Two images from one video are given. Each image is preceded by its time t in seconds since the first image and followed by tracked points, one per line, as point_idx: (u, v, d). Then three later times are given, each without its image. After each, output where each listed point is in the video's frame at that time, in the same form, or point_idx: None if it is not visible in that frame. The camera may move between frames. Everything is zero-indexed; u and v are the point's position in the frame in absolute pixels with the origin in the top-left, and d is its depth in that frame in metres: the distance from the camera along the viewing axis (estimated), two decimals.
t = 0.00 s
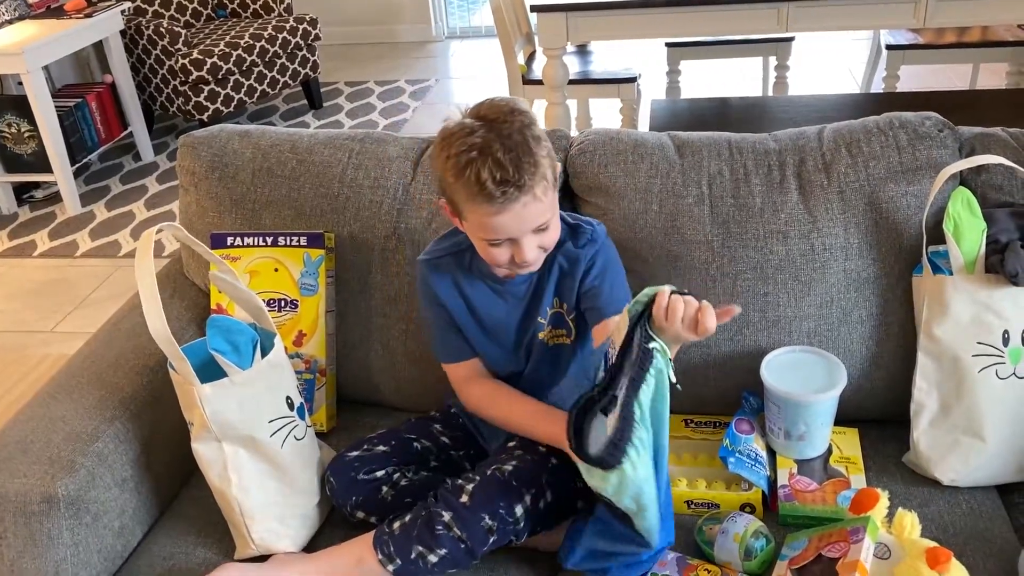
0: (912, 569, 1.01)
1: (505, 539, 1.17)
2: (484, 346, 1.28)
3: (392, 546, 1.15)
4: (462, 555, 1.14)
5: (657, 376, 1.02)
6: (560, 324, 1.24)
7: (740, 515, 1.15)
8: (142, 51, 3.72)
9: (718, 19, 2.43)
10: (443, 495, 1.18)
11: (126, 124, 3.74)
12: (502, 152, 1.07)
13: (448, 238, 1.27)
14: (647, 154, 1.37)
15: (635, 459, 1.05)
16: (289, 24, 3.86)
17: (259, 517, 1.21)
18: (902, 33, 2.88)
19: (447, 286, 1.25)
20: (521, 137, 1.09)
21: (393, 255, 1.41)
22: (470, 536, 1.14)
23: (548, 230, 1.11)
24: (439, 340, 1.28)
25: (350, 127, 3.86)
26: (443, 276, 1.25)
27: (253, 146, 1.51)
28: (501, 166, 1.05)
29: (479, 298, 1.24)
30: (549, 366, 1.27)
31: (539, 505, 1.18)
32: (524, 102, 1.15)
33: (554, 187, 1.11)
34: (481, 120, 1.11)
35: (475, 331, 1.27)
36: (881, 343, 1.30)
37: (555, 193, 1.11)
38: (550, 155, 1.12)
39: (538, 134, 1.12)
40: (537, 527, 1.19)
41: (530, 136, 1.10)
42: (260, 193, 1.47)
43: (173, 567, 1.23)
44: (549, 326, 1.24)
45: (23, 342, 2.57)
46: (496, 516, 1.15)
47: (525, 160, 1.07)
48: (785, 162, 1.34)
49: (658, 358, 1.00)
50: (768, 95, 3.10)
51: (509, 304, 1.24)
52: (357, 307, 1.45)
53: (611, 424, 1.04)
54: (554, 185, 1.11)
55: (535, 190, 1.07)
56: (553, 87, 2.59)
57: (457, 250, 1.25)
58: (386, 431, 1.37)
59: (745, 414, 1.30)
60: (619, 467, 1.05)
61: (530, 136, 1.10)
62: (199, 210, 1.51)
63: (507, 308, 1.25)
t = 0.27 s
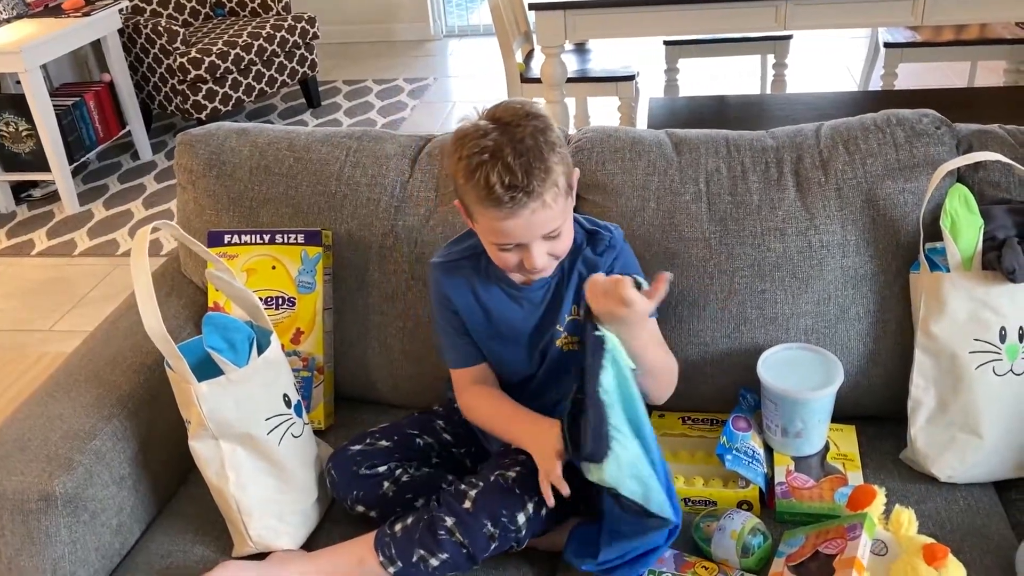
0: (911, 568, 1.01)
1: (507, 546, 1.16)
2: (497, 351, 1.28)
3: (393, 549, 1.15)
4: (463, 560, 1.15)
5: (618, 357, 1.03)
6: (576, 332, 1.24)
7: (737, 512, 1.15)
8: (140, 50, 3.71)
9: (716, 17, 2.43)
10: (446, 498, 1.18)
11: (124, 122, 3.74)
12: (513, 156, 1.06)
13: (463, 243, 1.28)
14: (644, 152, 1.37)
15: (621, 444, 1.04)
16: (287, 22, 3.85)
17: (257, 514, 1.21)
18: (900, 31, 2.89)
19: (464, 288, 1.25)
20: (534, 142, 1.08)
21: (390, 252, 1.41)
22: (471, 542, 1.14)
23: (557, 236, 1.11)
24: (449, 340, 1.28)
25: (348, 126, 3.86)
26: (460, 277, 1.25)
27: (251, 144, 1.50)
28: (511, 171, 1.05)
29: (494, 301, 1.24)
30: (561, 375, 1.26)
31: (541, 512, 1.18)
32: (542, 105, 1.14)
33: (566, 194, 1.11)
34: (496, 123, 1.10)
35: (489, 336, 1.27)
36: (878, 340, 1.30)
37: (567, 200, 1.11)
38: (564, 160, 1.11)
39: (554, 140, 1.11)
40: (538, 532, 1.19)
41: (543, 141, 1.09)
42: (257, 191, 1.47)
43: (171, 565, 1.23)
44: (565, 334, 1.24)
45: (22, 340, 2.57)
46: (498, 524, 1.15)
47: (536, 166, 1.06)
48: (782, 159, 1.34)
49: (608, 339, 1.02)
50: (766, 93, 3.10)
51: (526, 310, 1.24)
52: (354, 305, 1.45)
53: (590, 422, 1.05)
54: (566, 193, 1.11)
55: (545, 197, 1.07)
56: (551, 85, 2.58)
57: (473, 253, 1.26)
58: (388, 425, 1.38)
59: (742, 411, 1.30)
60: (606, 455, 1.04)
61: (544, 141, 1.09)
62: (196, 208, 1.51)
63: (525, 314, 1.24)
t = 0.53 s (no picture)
0: (907, 565, 1.02)
1: (504, 545, 1.17)
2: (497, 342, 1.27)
3: (392, 547, 1.15)
4: (462, 558, 1.15)
5: (584, 357, 1.06)
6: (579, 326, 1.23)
7: (735, 510, 1.15)
8: (138, 48, 3.71)
9: (714, 15, 2.43)
10: (444, 496, 1.19)
11: (123, 121, 3.73)
12: (515, 139, 1.07)
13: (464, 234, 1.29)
14: (643, 150, 1.37)
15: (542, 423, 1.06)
16: (285, 21, 3.85)
17: (256, 513, 1.21)
18: (898, 29, 2.89)
19: (462, 277, 1.25)
20: (538, 128, 1.09)
21: (389, 251, 1.42)
22: (470, 541, 1.15)
23: (556, 224, 1.10)
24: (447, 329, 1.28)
25: (347, 124, 3.86)
26: (461, 266, 1.26)
27: (249, 143, 1.50)
28: (511, 153, 1.06)
29: (495, 290, 1.24)
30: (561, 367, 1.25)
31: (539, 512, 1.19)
32: (552, 94, 1.15)
33: (567, 182, 1.11)
34: (502, 106, 1.12)
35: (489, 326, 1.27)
36: (876, 338, 1.30)
37: (568, 188, 1.11)
38: (568, 149, 1.12)
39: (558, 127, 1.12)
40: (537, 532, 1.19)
41: (547, 128, 1.10)
42: (256, 190, 1.47)
43: (170, 564, 1.23)
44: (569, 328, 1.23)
45: (21, 339, 2.57)
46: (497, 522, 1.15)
47: (536, 150, 1.07)
48: (780, 158, 1.34)
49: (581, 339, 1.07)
50: (765, 91, 3.10)
51: (528, 301, 1.23)
52: (353, 303, 1.45)
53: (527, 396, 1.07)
54: (568, 180, 1.11)
55: (546, 182, 1.07)
56: (550, 83, 2.58)
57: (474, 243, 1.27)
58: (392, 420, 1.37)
59: (739, 410, 1.30)
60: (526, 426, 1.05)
61: (548, 127, 1.10)
62: (195, 207, 1.51)
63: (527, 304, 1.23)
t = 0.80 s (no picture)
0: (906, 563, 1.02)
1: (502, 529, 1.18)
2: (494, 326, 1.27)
3: (389, 534, 1.16)
4: (459, 539, 1.17)
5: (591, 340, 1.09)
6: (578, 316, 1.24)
7: (735, 509, 1.16)
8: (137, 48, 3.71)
9: (712, 14, 2.43)
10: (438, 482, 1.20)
11: (122, 121, 3.73)
12: (505, 119, 1.10)
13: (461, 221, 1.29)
14: (643, 149, 1.37)
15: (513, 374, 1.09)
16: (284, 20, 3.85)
17: (255, 511, 1.21)
18: (897, 29, 2.89)
19: (459, 259, 1.25)
20: (529, 111, 1.12)
21: (390, 251, 1.42)
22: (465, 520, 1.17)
23: (542, 205, 1.12)
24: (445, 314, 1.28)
25: (346, 124, 3.86)
26: (459, 250, 1.25)
27: (249, 143, 1.50)
28: (499, 130, 1.09)
29: (494, 275, 1.24)
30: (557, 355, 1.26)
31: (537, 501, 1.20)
32: (548, 83, 1.18)
33: (556, 167, 1.12)
34: (497, 90, 1.15)
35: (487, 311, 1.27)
36: (876, 337, 1.30)
37: (557, 173, 1.13)
38: (559, 135, 1.14)
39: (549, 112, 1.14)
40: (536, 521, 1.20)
41: (538, 112, 1.12)
42: (256, 189, 1.47)
43: (170, 563, 1.23)
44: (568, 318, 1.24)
45: (20, 339, 2.57)
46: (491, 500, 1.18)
47: (523, 130, 1.09)
48: (779, 157, 1.34)
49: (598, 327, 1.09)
50: (764, 91, 3.10)
51: (520, 283, 1.24)
52: (353, 303, 1.45)
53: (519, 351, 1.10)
54: (557, 165, 1.13)
55: (533, 161, 1.09)
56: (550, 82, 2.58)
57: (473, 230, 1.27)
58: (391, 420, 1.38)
59: (739, 409, 1.30)
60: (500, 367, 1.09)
61: (538, 111, 1.12)
62: (195, 207, 1.51)
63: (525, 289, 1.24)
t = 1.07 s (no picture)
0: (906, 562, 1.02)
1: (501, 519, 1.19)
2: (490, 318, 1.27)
3: (386, 526, 1.17)
4: (456, 530, 1.18)
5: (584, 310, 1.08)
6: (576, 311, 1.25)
7: (735, 508, 1.16)
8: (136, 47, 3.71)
9: (711, 14, 2.44)
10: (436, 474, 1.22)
11: (121, 120, 3.73)
12: (495, 102, 1.11)
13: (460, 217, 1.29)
14: (643, 148, 1.37)
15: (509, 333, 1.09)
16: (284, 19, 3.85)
17: (255, 510, 1.21)
18: (896, 29, 2.89)
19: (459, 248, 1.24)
20: (520, 97, 1.13)
21: (390, 250, 1.42)
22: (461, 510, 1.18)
23: (532, 188, 1.12)
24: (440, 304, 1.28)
25: (345, 123, 3.86)
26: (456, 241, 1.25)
27: (250, 142, 1.51)
28: (490, 113, 1.10)
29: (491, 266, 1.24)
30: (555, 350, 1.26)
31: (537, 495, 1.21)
32: (541, 75, 1.19)
33: (546, 150, 1.13)
34: (489, 77, 1.16)
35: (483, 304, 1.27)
36: (876, 337, 1.30)
37: (547, 157, 1.13)
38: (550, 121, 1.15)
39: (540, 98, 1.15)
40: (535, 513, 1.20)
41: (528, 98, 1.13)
42: (256, 189, 1.47)
43: (172, 562, 1.23)
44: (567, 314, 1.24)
45: (20, 338, 2.57)
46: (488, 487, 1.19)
47: (513, 114, 1.10)
48: (779, 157, 1.35)
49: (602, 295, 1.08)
50: (763, 90, 3.10)
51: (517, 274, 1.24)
52: (353, 302, 1.45)
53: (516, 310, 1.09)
54: (547, 149, 1.13)
55: (522, 142, 1.09)
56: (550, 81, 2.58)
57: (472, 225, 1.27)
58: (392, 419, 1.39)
59: (739, 408, 1.30)
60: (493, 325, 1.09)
61: (529, 96, 1.13)
62: (196, 206, 1.51)
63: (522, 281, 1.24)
